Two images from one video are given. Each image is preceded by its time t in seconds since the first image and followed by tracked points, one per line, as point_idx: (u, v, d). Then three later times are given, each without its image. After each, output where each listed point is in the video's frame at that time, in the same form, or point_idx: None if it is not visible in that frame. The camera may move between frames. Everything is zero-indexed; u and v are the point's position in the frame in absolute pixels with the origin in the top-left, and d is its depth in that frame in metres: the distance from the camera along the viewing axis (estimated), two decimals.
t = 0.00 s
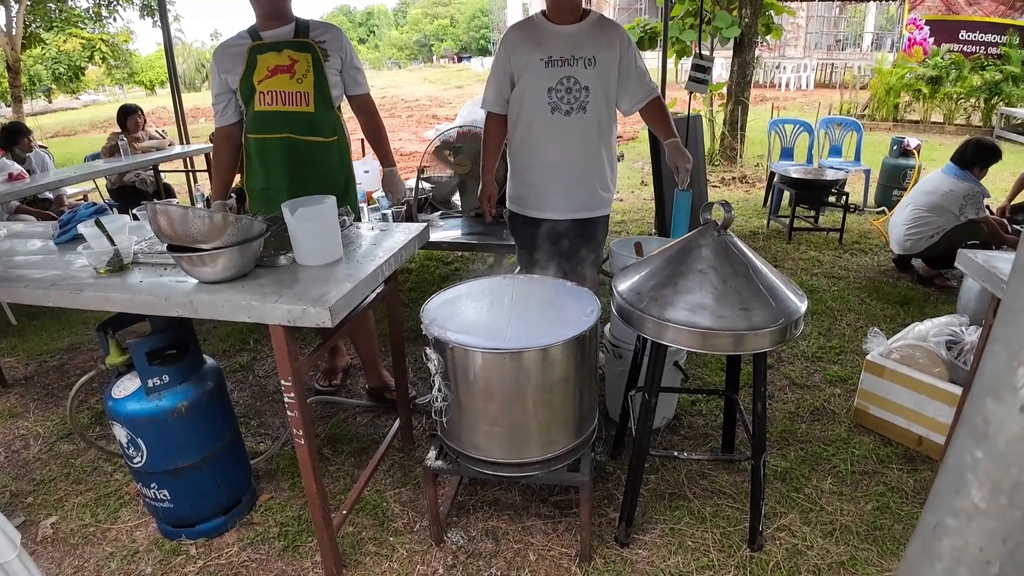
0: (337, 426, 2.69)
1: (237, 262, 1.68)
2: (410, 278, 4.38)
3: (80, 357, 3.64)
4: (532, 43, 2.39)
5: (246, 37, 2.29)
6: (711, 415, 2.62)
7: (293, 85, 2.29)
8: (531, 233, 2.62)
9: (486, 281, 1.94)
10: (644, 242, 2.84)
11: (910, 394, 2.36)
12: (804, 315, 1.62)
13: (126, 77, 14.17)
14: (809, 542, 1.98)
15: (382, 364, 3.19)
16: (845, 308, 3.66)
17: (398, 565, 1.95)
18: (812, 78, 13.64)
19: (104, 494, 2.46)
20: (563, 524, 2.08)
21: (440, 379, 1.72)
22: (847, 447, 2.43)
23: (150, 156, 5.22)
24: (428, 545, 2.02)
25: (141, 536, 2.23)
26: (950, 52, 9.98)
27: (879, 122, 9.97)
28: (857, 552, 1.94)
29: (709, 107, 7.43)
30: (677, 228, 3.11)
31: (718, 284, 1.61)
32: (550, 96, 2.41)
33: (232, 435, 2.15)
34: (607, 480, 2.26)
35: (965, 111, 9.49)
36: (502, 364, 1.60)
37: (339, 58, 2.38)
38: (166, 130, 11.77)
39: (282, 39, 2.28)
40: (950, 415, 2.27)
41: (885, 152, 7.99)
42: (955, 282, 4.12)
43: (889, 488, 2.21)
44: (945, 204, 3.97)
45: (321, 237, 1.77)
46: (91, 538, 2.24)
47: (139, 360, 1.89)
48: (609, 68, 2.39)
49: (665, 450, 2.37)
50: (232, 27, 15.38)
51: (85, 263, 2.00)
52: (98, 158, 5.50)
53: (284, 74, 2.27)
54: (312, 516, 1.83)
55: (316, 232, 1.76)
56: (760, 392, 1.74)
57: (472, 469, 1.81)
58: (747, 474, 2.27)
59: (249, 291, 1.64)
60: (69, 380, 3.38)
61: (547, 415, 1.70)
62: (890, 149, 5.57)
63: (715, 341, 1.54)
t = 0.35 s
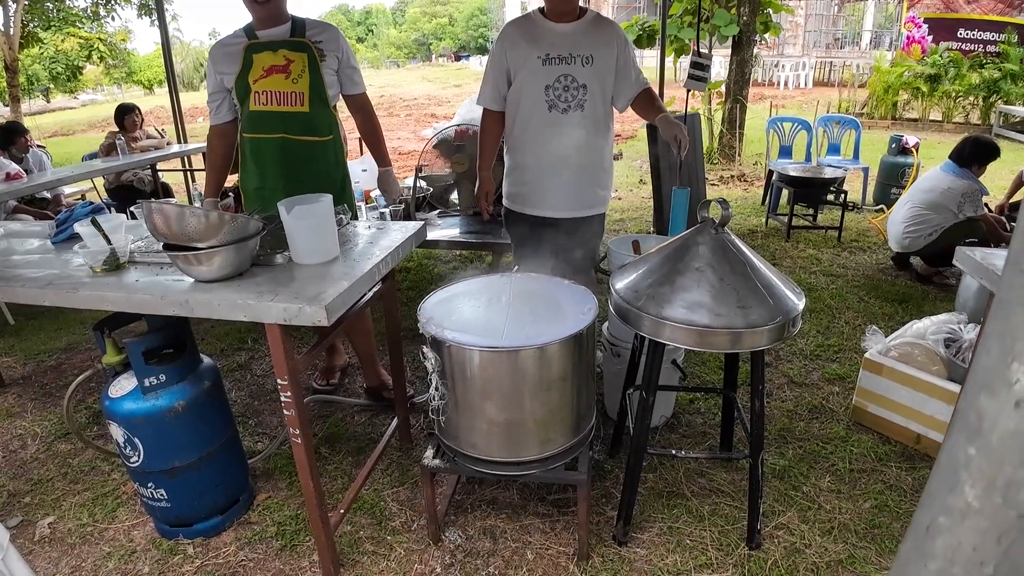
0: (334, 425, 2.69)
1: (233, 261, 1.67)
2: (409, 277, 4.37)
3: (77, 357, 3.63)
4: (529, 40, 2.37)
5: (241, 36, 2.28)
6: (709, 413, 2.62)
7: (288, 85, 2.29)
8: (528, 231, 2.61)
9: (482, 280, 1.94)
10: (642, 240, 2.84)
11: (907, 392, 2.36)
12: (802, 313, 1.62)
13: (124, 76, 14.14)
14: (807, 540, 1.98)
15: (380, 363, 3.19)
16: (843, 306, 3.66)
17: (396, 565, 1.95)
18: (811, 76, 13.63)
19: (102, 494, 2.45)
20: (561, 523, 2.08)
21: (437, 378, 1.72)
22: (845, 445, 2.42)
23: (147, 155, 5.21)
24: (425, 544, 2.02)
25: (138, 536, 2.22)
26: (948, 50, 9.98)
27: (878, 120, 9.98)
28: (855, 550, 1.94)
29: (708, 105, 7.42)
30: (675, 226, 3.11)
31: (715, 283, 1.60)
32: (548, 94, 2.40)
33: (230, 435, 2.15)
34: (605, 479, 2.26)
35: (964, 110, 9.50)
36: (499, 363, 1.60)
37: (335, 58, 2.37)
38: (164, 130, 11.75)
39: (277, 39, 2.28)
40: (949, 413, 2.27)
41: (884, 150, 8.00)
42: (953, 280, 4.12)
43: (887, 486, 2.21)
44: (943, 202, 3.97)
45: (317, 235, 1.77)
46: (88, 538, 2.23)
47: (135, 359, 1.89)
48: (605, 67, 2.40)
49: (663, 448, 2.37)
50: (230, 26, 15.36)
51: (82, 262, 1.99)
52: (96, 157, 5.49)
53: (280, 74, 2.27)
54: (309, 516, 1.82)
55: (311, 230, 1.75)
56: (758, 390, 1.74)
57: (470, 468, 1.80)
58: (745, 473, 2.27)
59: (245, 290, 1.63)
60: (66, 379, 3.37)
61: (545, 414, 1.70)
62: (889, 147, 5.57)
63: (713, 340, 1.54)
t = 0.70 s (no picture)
0: (335, 422, 2.68)
1: (234, 255, 1.65)
2: (409, 273, 4.35)
3: (77, 354, 3.62)
4: (524, 35, 2.35)
5: (241, 31, 2.28)
6: (713, 409, 2.61)
7: (286, 80, 2.27)
8: (531, 227, 2.60)
9: (485, 275, 1.92)
10: (645, 235, 2.82)
11: (912, 387, 2.35)
12: (808, 306, 1.61)
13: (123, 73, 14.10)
14: (813, 536, 1.96)
15: (381, 360, 3.18)
16: (846, 301, 3.65)
17: (398, 561, 1.94)
18: (811, 73, 13.60)
19: (102, 491, 2.44)
20: (565, 519, 2.07)
21: (441, 373, 1.70)
22: (849, 440, 2.41)
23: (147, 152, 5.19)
24: (428, 540, 2.01)
25: (139, 533, 2.21)
26: (949, 47, 9.97)
27: (878, 117, 9.97)
28: (861, 546, 1.93)
29: (709, 102, 7.40)
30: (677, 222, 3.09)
31: (721, 276, 1.59)
32: (545, 88, 2.39)
33: (231, 430, 2.13)
34: (608, 475, 2.24)
35: (965, 106, 9.49)
36: (503, 358, 1.58)
37: (334, 52, 2.35)
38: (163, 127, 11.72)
39: (276, 33, 2.26)
40: (954, 409, 2.25)
41: (885, 146, 7.99)
42: (955, 276, 4.11)
43: (892, 481, 2.19)
44: (946, 197, 3.95)
45: (319, 229, 1.75)
46: (89, 535, 2.22)
47: (136, 354, 1.87)
48: (598, 58, 2.40)
49: (666, 444, 2.36)
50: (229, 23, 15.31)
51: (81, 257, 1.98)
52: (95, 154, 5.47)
53: (278, 69, 2.26)
54: (312, 512, 1.81)
55: (313, 224, 1.73)
56: (764, 385, 1.73)
57: (473, 464, 1.79)
58: (750, 468, 2.26)
59: (247, 284, 1.61)
60: (66, 376, 3.36)
61: (549, 409, 1.68)
62: (891, 143, 5.56)
63: (719, 333, 1.52)
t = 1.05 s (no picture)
0: (335, 421, 2.67)
1: (231, 254, 1.64)
2: (409, 272, 4.34)
3: (76, 353, 3.61)
4: (502, 35, 2.37)
5: (238, 28, 2.27)
6: (713, 408, 2.60)
7: (283, 76, 2.26)
8: (530, 226, 2.59)
9: (483, 274, 1.91)
10: (645, 234, 2.80)
11: (913, 387, 2.34)
12: (809, 306, 1.59)
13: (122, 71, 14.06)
14: (813, 536, 1.96)
15: (380, 359, 3.17)
16: (846, 300, 3.64)
17: (397, 562, 1.93)
18: (811, 71, 13.58)
19: (101, 491, 2.43)
20: (564, 519, 2.06)
21: (439, 373, 1.69)
22: (850, 439, 2.40)
23: (145, 150, 5.17)
24: (427, 540, 2.00)
25: (137, 533, 2.20)
26: (949, 45, 9.96)
27: (878, 114, 9.95)
28: (861, 546, 1.92)
29: (709, 99, 7.38)
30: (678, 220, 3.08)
31: (721, 275, 1.58)
32: (527, 87, 2.39)
33: (229, 430, 2.12)
34: (608, 474, 2.24)
35: (966, 104, 9.48)
36: (502, 358, 1.57)
37: (332, 48, 2.33)
38: (162, 125, 11.70)
39: (273, 29, 2.24)
40: (955, 408, 2.24)
41: (885, 144, 7.98)
42: (956, 274, 4.10)
43: (892, 481, 2.18)
44: (947, 195, 3.94)
45: (316, 228, 1.74)
46: (88, 535, 2.21)
47: (133, 354, 1.87)
48: (578, 51, 2.39)
49: (666, 443, 2.35)
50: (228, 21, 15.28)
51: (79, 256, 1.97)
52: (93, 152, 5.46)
53: (275, 65, 2.25)
54: (310, 512, 1.80)
55: (310, 222, 1.72)
56: (765, 385, 1.72)
57: (472, 464, 1.78)
58: (750, 468, 2.25)
59: (244, 283, 1.60)
60: (65, 376, 3.35)
61: (548, 409, 1.68)
62: (891, 141, 5.54)
63: (719, 333, 1.51)
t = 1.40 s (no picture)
0: (333, 420, 2.66)
1: (228, 254, 1.63)
2: (408, 270, 4.33)
3: (74, 352, 3.60)
4: (490, 37, 2.37)
5: (237, 25, 2.25)
6: (712, 407, 2.59)
7: (283, 74, 2.26)
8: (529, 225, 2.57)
9: (482, 273, 1.90)
10: (644, 233, 2.79)
11: (913, 386, 2.33)
12: (809, 306, 1.58)
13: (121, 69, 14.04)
14: (813, 536, 1.95)
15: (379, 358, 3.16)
16: (847, 298, 3.63)
17: (396, 562, 1.92)
18: (811, 69, 13.55)
19: (99, 490, 2.43)
20: (563, 519, 2.05)
21: (438, 373, 1.69)
22: (850, 439, 2.39)
23: (144, 148, 5.16)
24: (426, 540, 1.99)
25: (135, 533, 2.20)
26: (950, 42, 9.94)
27: (879, 112, 9.94)
28: (862, 547, 1.91)
29: (709, 97, 7.36)
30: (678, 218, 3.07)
31: (721, 275, 1.57)
32: (513, 90, 2.43)
33: (227, 430, 2.12)
34: (607, 474, 2.23)
35: (966, 102, 9.48)
36: (500, 358, 1.56)
37: (332, 46, 2.32)
38: (161, 123, 11.69)
39: (273, 26, 2.23)
40: (955, 408, 2.24)
41: (886, 142, 7.96)
42: (957, 273, 4.09)
43: (892, 481, 2.18)
44: (947, 194, 3.93)
45: (314, 227, 1.73)
46: (85, 536, 2.21)
47: (129, 354, 1.86)
48: (566, 51, 2.37)
49: (666, 443, 2.34)
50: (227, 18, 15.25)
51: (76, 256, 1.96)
52: (92, 150, 5.44)
53: (275, 63, 2.24)
54: (308, 513, 1.79)
55: (307, 221, 1.71)
56: (764, 385, 1.71)
57: (470, 464, 1.77)
58: (750, 468, 2.24)
59: (240, 284, 1.59)
60: (63, 375, 3.34)
61: (547, 409, 1.67)
62: (891, 139, 5.52)
63: (719, 333, 1.50)
